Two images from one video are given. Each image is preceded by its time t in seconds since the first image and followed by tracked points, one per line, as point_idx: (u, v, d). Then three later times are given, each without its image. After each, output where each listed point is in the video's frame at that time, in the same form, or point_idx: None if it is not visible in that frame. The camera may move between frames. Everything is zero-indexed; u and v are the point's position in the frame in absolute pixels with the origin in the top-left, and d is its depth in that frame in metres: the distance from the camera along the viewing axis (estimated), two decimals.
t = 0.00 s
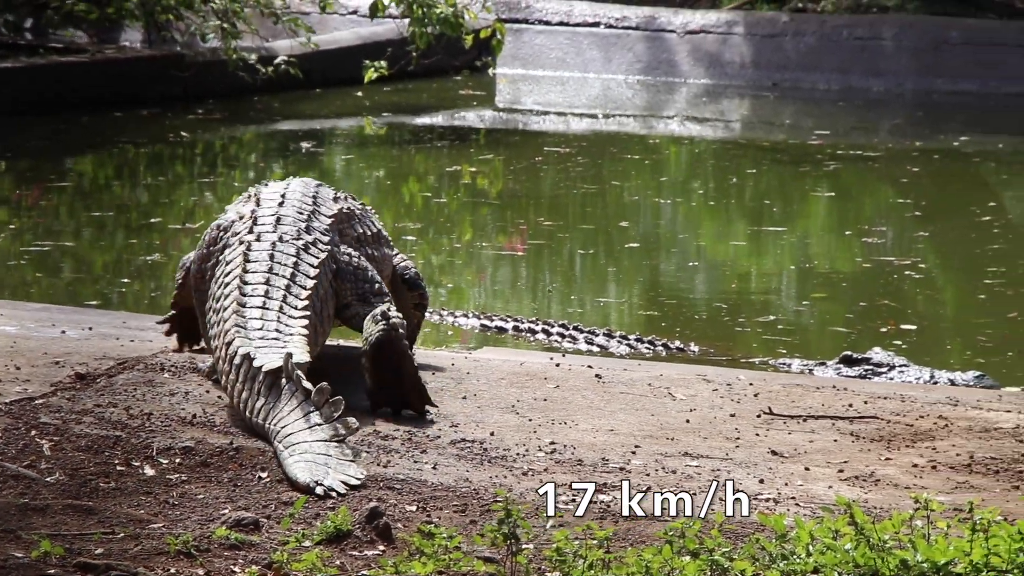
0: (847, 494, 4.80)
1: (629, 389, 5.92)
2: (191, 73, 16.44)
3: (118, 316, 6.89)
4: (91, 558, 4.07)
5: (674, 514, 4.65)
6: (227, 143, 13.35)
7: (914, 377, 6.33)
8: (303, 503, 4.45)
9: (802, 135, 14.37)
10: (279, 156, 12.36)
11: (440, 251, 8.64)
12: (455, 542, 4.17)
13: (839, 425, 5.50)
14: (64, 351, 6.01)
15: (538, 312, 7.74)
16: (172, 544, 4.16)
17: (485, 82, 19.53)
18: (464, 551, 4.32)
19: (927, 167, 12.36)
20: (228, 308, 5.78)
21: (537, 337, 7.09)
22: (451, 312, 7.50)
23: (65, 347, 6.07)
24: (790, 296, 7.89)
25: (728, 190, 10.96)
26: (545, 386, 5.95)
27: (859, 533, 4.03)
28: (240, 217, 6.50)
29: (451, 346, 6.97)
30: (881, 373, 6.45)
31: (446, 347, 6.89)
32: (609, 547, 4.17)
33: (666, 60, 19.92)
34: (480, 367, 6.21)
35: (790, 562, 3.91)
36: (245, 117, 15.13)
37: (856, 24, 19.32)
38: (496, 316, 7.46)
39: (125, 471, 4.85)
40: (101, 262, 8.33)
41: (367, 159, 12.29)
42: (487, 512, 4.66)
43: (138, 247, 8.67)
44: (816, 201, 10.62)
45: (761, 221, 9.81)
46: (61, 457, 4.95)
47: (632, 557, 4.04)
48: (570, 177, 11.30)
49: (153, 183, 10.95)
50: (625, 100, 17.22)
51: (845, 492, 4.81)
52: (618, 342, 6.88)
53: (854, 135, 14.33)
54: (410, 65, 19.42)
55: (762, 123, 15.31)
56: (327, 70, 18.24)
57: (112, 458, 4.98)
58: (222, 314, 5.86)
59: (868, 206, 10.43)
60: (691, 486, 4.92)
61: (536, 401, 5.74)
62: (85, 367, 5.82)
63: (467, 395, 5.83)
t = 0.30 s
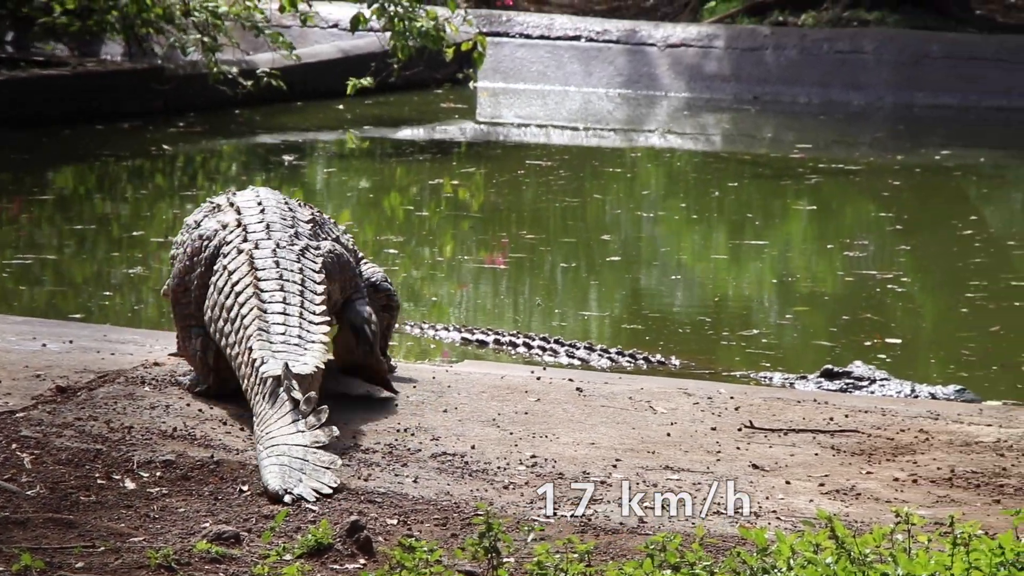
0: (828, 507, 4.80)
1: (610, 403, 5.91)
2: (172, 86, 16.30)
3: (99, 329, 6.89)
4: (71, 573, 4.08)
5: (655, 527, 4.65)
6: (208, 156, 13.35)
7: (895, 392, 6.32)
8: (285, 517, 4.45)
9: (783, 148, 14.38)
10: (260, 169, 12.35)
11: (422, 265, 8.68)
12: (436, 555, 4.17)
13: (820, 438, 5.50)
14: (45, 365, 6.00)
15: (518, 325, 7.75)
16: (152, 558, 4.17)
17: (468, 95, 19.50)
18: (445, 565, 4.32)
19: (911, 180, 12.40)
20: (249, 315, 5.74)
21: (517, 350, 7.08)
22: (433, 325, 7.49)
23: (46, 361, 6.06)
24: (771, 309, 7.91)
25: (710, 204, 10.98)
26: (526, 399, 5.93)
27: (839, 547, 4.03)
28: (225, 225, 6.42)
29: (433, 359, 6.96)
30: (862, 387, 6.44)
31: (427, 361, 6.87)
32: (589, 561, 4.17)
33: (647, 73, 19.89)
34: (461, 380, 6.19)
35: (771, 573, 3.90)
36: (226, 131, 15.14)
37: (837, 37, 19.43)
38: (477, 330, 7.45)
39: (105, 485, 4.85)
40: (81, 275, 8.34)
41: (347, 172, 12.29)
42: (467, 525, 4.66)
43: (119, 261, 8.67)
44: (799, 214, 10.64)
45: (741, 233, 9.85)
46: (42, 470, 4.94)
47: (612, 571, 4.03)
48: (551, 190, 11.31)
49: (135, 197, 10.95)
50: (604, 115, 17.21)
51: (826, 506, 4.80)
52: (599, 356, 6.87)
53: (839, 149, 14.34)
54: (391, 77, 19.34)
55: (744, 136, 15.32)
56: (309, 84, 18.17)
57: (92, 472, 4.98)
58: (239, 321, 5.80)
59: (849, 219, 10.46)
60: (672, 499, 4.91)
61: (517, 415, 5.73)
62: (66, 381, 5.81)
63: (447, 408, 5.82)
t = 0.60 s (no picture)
0: (854, 523, 4.79)
1: (636, 418, 5.91)
2: (194, 103, 16.23)
3: (124, 345, 6.95)
4: None
5: (682, 542, 4.64)
6: (230, 172, 13.39)
7: (921, 406, 6.33)
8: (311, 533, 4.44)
9: (807, 163, 14.36)
10: (283, 186, 12.37)
11: (446, 282, 8.74)
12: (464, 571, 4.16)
13: (847, 453, 5.49)
14: (71, 382, 6.02)
15: (544, 339, 7.78)
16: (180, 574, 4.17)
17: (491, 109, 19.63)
18: None
19: (935, 195, 12.40)
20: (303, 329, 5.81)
21: (542, 365, 7.09)
22: (457, 341, 7.49)
23: (72, 378, 6.08)
24: (796, 324, 7.94)
25: (734, 219, 11.01)
26: (552, 415, 5.93)
27: (866, 563, 4.03)
28: (262, 240, 6.49)
29: (459, 374, 6.98)
30: (888, 402, 6.45)
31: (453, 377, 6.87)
32: None
33: (669, 88, 19.93)
34: (486, 396, 6.18)
35: None
36: (250, 147, 15.17)
37: (859, 52, 19.44)
38: (501, 345, 7.46)
39: (132, 502, 4.85)
40: (106, 291, 8.40)
41: (371, 188, 12.34)
42: (494, 541, 4.65)
43: (144, 278, 8.71)
44: (823, 230, 10.65)
45: (764, 249, 9.93)
46: (69, 487, 4.96)
47: None
48: (575, 206, 11.35)
49: (160, 213, 11.02)
50: (630, 130, 17.27)
51: (853, 521, 4.79)
52: (625, 371, 6.88)
53: (863, 164, 14.30)
54: (413, 93, 19.26)
55: (767, 151, 15.31)
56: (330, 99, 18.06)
57: (119, 488, 4.99)
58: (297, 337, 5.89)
59: (874, 235, 10.46)
60: (698, 515, 4.90)
61: (543, 430, 5.74)
62: (92, 398, 5.82)
63: (473, 423, 5.82)
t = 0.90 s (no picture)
0: (903, 538, 4.76)
1: (684, 433, 5.92)
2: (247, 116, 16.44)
3: (172, 359, 7.02)
4: None
5: (729, 557, 4.60)
6: (279, 185, 13.51)
7: (970, 422, 6.34)
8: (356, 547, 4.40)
9: (857, 178, 14.44)
10: (334, 199, 12.46)
11: (496, 296, 8.88)
12: None
13: (895, 469, 5.50)
14: (120, 395, 6.04)
15: (594, 353, 7.84)
16: None
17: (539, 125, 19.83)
18: None
19: (983, 211, 12.48)
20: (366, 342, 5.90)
21: (591, 380, 7.13)
22: (505, 355, 7.54)
23: (120, 391, 6.11)
24: (845, 343, 8.05)
25: (785, 235, 11.16)
26: (600, 429, 5.94)
27: None
28: (320, 252, 6.63)
29: (506, 388, 7.01)
30: (937, 418, 6.45)
31: (501, 391, 6.87)
32: None
33: (719, 103, 20.89)
34: (535, 411, 6.20)
35: None
36: (301, 160, 15.25)
37: (909, 66, 20.46)
38: (550, 359, 7.52)
39: (182, 516, 4.85)
40: (155, 305, 8.49)
41: (420, 201, 12.48)
42: (542, 555, 4.61)
43: (195, 293, 8.79)
44: (874, 247, 10.76)
45: (816, 264, 10.12)
46: (117, 500, 4.95)
47: None
48: (627, 221, 11.49)
49: (211, 227, 11.15)
50: (677, 143, 17.33)
51: (901, 537, 4.77)
52: (673, 385, 6.92)
53: (910, 178, 14.34)
54: (463, 107, 19.56)
55: (815, 165, 15.38)
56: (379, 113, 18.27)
57: (168, 502, 4.99)
58: (360, 344, 6.04)
59: (923, 253, 10.56)
60: (746, 529, 4.89)
61: (591, 445, 5.75)
62: (140, 411, 5.84)
63: (521, 438, 5.84)
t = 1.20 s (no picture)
0: (917, 549, 4.74)
1: (698, 442, 5.92)
2: (261, 126, 16.51)
3: (187, 369, 7.05)
4: None
5: (743, 567, 4.58)
6: (293, 195, 13.53)
7: (984, 433, 6.33)
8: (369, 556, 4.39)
9: (874, 188, 14.39)
10: (347, 209, 12.47)
11: (510, 306, 8.88)
12: None
13: (909, 479, 5.48)
14: (134, 406, 6.06)
15: (608, 364, 7.84)
16: None
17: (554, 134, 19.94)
18: None
19: (1001, 222, 12.43)
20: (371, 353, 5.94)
21: (604, 390, 7.13)
22: (518, 365, 7.56)
23: (134, 402, 6.13)
24: (858, 353, 8.03)
25: (800, 246, 11.12)
26: (613, 439, 5.94)
27: None
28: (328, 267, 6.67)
29: (520, 398, 7.03)
30: (951, 428, 6.43)
31: (514, 402, 6.87)
32: None
33: (734, 112, 20.92)
34: (548, 420, 6.21)
35: None
36: (314, 170, 15.29)
37: (925, 77, 20.39)
38: (563, 369, 7.54)
39: (196, 526, 4.86)
40: (169, 316, 8.51)
41: (434, 212, 12.48)
42: (555, 565, 4.60)
43: (210, 303, 8.81)
44: (891, 257, 10.71)
45: (832, 275, 10.05)
46: (131, 510, 4.97)
47: None
48: (642, 232, 11.47)
49: (226, 237, 11.17)
50: (692, 154, 17.32)
51: (915, 547, 4.75)
52: (687, 396, 6.91)
53: (928, 189, 14.29)
54: (478, 117, 19.61)
55: (830, 175, 15.35)
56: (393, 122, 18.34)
57: (181, 511, 5.00)
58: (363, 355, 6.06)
59: (939, 264, 10.52)
60: (759, 539, 4.88)
61: (603, 454, 5.75)
62: (154, 421, 5.85)
63: (533, 447, 5.84)
